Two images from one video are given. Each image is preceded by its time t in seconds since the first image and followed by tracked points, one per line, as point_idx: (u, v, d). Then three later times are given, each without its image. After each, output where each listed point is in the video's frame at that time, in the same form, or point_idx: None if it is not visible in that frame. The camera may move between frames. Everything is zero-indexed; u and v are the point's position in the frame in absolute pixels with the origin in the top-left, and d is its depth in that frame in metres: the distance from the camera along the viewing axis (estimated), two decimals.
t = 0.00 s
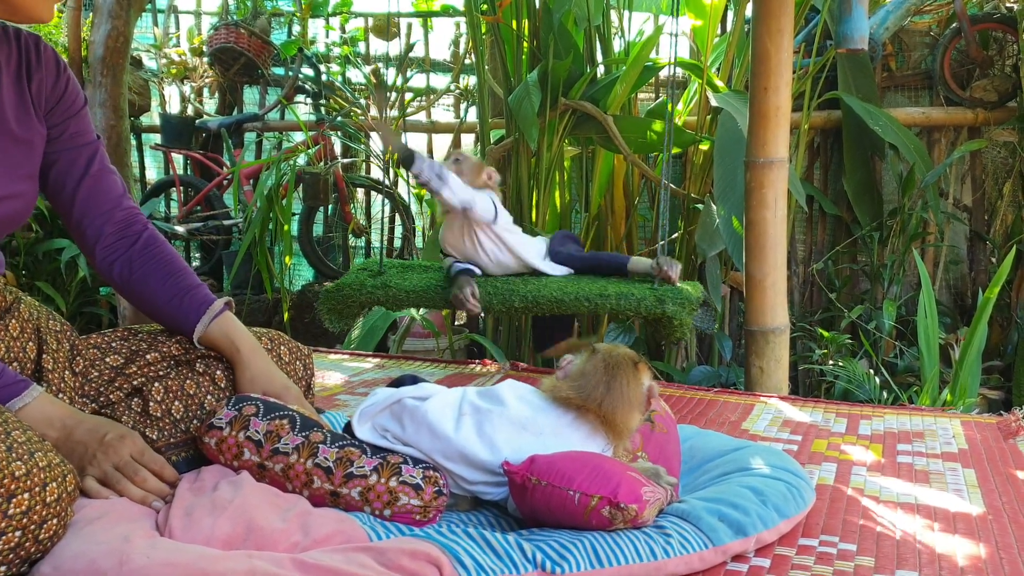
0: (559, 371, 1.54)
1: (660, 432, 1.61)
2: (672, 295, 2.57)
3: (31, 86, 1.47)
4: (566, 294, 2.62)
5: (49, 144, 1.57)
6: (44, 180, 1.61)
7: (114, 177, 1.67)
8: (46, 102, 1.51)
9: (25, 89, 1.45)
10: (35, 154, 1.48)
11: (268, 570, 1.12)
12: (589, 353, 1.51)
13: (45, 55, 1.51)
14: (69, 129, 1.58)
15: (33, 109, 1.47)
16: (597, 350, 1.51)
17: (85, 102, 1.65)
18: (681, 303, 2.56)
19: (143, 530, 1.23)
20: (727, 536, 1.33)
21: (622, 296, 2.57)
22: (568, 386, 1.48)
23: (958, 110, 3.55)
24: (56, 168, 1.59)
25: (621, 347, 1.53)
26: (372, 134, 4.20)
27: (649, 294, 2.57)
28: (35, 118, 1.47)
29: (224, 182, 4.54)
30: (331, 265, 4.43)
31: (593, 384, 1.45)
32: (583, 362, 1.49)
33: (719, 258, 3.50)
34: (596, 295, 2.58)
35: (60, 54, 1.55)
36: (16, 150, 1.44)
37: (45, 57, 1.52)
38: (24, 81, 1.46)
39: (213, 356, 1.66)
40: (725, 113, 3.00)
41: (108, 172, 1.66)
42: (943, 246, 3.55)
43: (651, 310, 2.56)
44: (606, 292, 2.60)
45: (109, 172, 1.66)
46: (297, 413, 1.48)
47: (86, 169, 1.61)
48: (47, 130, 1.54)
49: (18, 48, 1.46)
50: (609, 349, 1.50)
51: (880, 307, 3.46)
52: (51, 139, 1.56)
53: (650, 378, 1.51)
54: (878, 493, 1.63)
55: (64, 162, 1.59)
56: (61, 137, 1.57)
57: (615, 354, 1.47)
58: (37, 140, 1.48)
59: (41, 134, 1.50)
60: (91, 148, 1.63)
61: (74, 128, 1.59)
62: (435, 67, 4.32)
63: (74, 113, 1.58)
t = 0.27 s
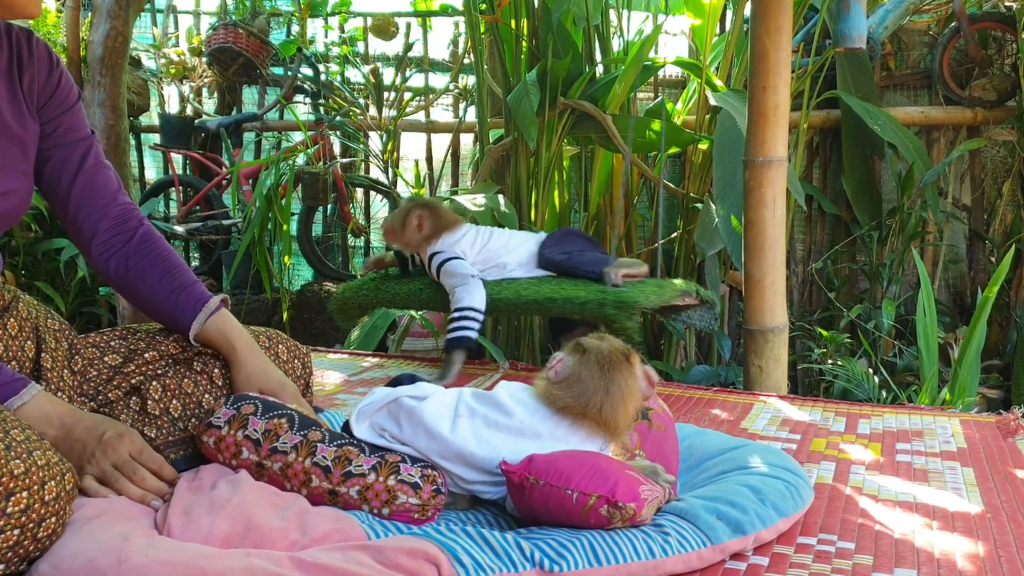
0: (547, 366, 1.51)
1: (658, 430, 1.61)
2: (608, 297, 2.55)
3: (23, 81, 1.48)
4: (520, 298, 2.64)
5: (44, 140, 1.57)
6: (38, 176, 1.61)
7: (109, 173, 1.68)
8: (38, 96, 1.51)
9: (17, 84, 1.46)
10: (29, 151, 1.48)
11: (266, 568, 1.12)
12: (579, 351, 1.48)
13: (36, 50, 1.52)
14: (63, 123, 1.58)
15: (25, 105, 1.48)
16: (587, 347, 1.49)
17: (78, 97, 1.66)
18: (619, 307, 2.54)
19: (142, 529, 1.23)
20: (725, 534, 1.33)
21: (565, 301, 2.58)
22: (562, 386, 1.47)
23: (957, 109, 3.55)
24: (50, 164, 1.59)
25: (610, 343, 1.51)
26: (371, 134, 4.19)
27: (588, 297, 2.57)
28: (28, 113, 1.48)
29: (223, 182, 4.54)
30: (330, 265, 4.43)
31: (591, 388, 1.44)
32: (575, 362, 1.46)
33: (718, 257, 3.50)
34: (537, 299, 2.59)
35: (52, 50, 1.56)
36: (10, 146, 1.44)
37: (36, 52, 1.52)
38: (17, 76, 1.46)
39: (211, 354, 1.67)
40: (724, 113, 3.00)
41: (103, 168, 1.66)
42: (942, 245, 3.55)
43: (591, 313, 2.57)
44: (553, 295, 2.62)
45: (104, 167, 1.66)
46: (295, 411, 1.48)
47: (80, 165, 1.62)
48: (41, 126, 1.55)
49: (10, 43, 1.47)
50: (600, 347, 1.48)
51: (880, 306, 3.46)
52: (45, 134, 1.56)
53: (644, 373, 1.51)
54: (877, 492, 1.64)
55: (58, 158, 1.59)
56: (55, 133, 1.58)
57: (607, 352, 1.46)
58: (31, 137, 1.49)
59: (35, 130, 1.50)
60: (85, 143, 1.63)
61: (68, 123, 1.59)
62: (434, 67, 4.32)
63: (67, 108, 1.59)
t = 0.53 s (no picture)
0: (548, 366, 1.52)
1: (659, 430, 1.61)
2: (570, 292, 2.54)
3: (17, 76, 1.48)
4: (496, 294, 2.66)
5: (38, 136, 1.57)
6: (33, 172, 1.61)
7: (104, 169, 1.68)
8: (32, 91, 1.52)
9: (11, 79, 1.46)
10: (23, 146, 1.49)
11: (267, 568, 1.12)
12: (581, 351, 1.48)
13: (28, 44, 1.52)
14: (57, 118, 1.58)
15: (19, 100, 1.48)
16: (588, 346, 1.49)
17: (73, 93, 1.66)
18: (583, 302, 2.52)
19: (143, 528, 1.23)
20: (726, 534, 1.33)
21: (533, 296, 2.58)
22: (563, 386, 1.47)
23: (957, 109, 3.55)
24: (45, 160, 1.59)
25: (612, 343, 1.51)
26: (371, 134, 4.19)
27: (554, 293, 2.57)
28: (22, 108, 1.48)
29: (224, 181, 4.54)
30: (330, 265, 4.43)
31: (593, 387, 1.44)
32: (576, 362, 1.47)
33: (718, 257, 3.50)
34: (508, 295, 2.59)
35: (45, 45, 1.56)
36: (4, 141, 1.45)
37: (29, 47, 1.52)
38: (9, 71, 1.46)
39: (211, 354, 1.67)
40: (724, 112, 3.00)
41: (98, 164, 1.66)
42: (942, 245, 3.55)
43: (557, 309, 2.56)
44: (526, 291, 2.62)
45: (99, 163, 1.66)
46: (296, 411, 1.48)
47: (75, 161, 1.62)
48: (36, 121, 1.55)
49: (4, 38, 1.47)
50: (602, 346, 1.48)
51: (880, 306, 3.45)
52: (40, 130, 1.56)
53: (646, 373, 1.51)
54: (877, 491, 1.64)
55: (52, 154, 1.59)
56: (49, 128, 1.58)
57: (609, 352, 1.46)
58: (25, 132, 1.49)
59: (29, 126, 1.51)
60: (80, 139, 1.63)
61: (62, 118, 1.59)
62: (434, 66, 4.32)
63: (61, 103, 1.59)
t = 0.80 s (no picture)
0: (549, 366, 1.52)
1: (660, 430, 1.61)
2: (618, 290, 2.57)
3: (14, 76, 1.48)
4: (527, 294, 2.68)
5: (36, 135, 1.57)
6: (31, 172, 1.61)
7: (103, 169, 1.68)
8: (29, 91, 1.52)
9: (8, 79, 1.46)
10: (21, 146, 1.49)
11: (269, 568, 1.11)
12: (582, 350, 1.48)
13: (26, 44, 1.52)
14: (55, 118, 1.58)
15: (17, 100, 1.48)
16: (589, 346, 1.49)
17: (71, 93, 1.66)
18: (631, 300, 2.57)
19: (145, 529, 1.23)
20: (728, 535, 1.33)
21: (577, 295, 2.60)
22: (565, 385, 1.47)
23: (957, 109, 3.55)
24: (43, 160, 1.59)
25: (613, 342, 1.51)
26: (371, 134, 4.19)
27: (599, 292, 2.59)
28: (20, 108, 1.48)
29: (224, 182, 4.54)
30: (331, 266, 4.43)
31: (595, 386, 1.44)
32: (578, 361, 1.47)
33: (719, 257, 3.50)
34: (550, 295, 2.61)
35: (43, 45, 1.56)
36: (2, 142, 1.45)
37: (27, 47, 1.52)
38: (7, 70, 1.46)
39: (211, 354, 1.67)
40: (725, 113, 3.01)
41: (96, 164, 1.66)
42: (942, 245, 3.55)
43: (603, 307, 2.59)
44: (563, 291, 2.64)
45: (97, 163, 1.66)
46: (298, 411, 1.48)
47: (73, 161, 1.62)
48: (34, 122, 1.55)
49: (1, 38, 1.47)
50: (604, 345, 1.48)
51: (880, 306, 3.45)
52: (38, 129, 1.56)
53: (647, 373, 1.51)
54: (879, 491, 1.64)
55: (51, 154, 1.59)
56: (47, 129, 1.58)
57: (610, 351, 1.46)
58: (24, 133, 1.49)
59: (27, 126, 1.51)
60: (78, 139, 1.63)
61: (61, 118, 1.59)
62: (435, 67, 4.32)
63: (60, 103, 1.59)
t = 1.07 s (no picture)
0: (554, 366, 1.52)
1: (663, 430, 1.61)
2: (615, 285, 2.52)
3: (20, 79, 1.48)
4: (525, 290, 2.66)
5: (40, 138, 1.58)
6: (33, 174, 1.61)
7: (105, 172, 1.68)
8: (34, 93, 1.52)
9: (14, 81, 1.46)
10: (25, 148, 1.49)
11: (273, 567, 1.12)
12: (586, 349, 1.49)
13: (31, 47, 1.52)
14: (59, 121, 1.59)
15: (22, 102, 1.48)
16: (594, 345, 1.50)
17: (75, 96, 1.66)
18: (628, 294, 2.53)
19: (148, 528, 1.23)
20: (731, 534, 1.33)
21: (573, 290, 2.57)
22: (568, 384, 1.47)
23: (958, 110, 3.55)
24: (47, 162, 1.60)
25: (618, 342, 1.51)
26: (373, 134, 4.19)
27: (597, 287, 2.55)
28: (25, 111, 1.49)
29: (225, 182, 4.54)
30: (332, 266, 4.43)
31: (598, 386, 1.44)
32: (581, 361, 1.47)
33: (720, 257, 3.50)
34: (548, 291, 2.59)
35: (48, 48, 1.57)
36: (7, 144, 1.45)
37: (32, 50, 1.53)
38: (12, 72, 1.47)
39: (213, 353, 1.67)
40: (727, 113, 3.00)
41: (99, 167, 1.67)
42: (944, 246, 3.55)
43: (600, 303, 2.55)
44: (560, 287, 2.61)
45: (100, 166, 1.67)
46: (301, 411, 1.48)
47: (76, 163, 1.62)
48: (38, 124, 1.56)
49: (7, 40, 1.48)
50: (608, 346, 1.48)
51: (881, 307, 3.46)
52: (41, 132, 1.56)
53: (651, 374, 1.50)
54: (881, 491, 1.64)
55: (54, 157, 1.60)
56: (51, 131, 1.58)
57: (614, 351, 1.47)
58: (28, 135, 1.50)
59: (32, 128, 1.51)
60: (81, 142, 1.64)
61: (64, 121, 1.60)
62: (436, 67, 4.31)
63: (63, 106, 1.59)
